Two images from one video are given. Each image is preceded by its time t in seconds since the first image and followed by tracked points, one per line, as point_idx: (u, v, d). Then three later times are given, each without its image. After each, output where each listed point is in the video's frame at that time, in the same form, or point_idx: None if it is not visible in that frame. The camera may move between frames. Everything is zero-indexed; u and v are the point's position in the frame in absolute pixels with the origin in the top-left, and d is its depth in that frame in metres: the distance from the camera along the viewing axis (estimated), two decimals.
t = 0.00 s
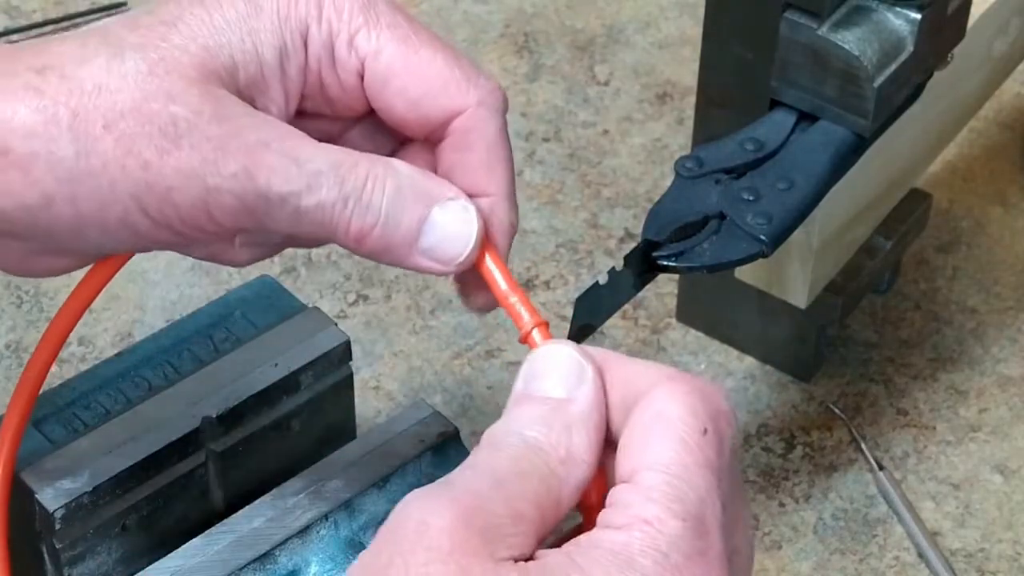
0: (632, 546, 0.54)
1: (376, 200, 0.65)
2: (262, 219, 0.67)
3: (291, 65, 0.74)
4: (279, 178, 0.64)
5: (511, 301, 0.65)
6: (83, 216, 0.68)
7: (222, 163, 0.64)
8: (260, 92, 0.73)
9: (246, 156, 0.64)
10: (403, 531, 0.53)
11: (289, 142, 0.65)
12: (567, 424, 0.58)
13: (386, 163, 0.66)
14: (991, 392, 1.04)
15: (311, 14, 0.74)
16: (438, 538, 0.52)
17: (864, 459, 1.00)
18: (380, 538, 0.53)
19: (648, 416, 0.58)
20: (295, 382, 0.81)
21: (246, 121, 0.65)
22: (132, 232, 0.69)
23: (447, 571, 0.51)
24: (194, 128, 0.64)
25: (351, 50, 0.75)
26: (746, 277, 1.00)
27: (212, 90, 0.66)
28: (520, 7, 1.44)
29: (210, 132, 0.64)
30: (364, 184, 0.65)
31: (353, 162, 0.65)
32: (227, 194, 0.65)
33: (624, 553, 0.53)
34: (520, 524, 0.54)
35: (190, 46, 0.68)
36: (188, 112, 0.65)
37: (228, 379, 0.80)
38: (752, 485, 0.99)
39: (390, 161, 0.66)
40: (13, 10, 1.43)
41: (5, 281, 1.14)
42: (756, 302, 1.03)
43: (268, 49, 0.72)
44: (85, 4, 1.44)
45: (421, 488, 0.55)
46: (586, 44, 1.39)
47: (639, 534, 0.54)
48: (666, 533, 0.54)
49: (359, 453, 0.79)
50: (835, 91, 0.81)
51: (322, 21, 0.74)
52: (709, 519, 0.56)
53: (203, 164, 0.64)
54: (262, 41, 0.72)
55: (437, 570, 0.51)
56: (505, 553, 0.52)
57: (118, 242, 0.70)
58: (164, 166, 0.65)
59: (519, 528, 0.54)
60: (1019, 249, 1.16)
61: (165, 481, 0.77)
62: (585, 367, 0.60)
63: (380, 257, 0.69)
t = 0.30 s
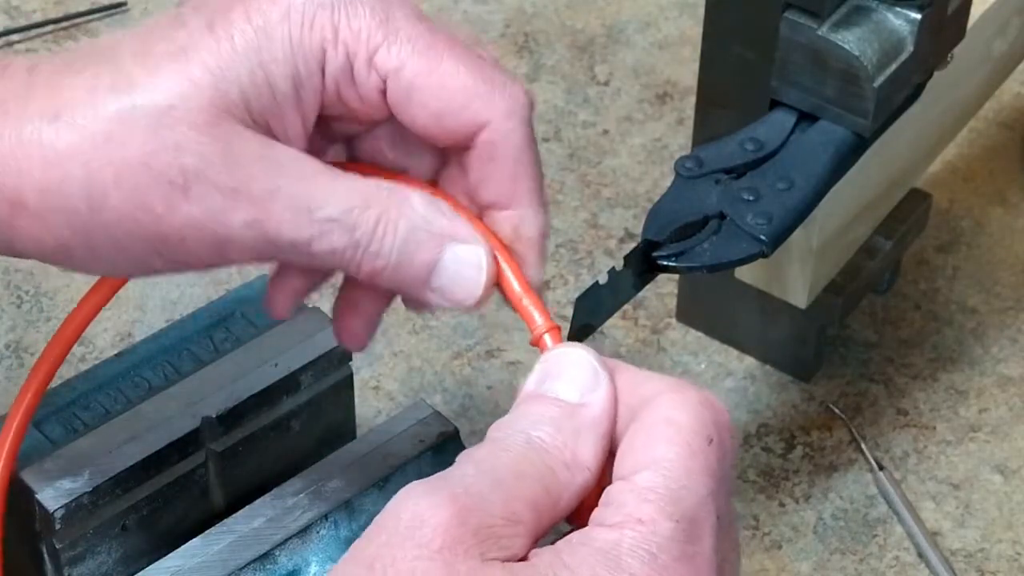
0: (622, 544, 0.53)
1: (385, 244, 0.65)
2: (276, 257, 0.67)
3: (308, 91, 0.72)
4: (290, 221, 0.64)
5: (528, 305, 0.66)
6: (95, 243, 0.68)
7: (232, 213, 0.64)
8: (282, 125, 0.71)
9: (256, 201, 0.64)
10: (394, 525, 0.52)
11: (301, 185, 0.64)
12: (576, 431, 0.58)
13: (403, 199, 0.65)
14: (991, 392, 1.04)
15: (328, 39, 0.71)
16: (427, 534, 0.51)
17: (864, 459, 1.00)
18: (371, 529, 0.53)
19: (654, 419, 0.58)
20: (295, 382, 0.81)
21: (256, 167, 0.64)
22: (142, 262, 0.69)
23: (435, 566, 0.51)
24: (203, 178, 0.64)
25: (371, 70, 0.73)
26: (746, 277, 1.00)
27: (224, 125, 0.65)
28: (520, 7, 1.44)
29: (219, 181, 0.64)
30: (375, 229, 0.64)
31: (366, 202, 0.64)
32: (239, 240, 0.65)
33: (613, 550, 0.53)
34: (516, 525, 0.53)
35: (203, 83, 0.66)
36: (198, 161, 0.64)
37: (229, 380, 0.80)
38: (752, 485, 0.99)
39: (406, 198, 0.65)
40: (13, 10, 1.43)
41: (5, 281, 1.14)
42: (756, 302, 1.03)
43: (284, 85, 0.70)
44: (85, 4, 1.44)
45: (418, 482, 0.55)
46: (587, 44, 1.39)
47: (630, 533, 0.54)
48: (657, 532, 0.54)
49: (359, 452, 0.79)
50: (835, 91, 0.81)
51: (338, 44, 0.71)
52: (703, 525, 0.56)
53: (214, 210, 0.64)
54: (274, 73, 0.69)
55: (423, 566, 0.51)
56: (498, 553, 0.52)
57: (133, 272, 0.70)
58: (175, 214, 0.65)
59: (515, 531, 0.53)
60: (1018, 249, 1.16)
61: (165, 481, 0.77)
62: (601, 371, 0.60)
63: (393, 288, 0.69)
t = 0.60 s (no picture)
0: (614, 547, 0.53)
1: (414, 251, 0.65)
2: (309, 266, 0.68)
3: (326, 106, 0.67)
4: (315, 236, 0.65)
5: (545, 304, 0.66)
6: (117, 255, 0.69)
7: (257, 232, 0.65)
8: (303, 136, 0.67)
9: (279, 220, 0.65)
10: (392, 530, 0.51)
11: (323, 203, 0.64)
12: (581, 439, 0.57)
13: (432, 207, 0.64)
14: (991, 392, 1.04)
15: (337, 58, 0.65)
16: (425, 541, 0.51)
17: (864, 459, 1.00)
18: (369, 534, 0.52)
19: (654, 423, 0.58)
20: (295, 382, 0.81)
21: (278, 186, 0.64)
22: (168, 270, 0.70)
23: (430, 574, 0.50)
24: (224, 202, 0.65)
25: (383, 91, 0.66)
26: (746, 277, 1.00)
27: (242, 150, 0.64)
28: (519, 8, 1.44)
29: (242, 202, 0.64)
30: (404, 239, 0.64)
31: (387, 212, 0.64)
32: (264, 257, 0.67)
33: (605, 554, 0.52)
34: (514, 533, 0.53)
35: (222, 108, 0.64)
36: (218, 187, 0.64)
37: (227, 381, 0.80)
38: (752, 485, 0.99)
39: (433, 203, 0.64)
40: (13, 10, 1.43)
41: (4, 281, 1.13)
42: (756, 302, 1.03)
43: (298, 95, 0.65)
44: (85, 4, 1.44)
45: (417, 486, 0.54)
46: (587, 44, 1.39)
47: (622, 536, 0.53)
48: (650, 536, 0.53)
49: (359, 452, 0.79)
50: (835, 91, 0.81)
51: (348, 65, 0.65)
52: (698, 530, 0.55)
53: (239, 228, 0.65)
54: (286, 85, 0.65)
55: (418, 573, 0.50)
56: (495, 560, 0.51)
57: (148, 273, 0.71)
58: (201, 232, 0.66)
59: (513, 538, 0.53)
60: (1019, 249, 1.16)
61: (165, 481, 0.77)
62: (609, 378, 0.60)
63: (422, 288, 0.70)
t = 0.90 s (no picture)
0: (606, 546, 0.52)
1: (431, 287, 0.63)
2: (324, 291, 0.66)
3: (346, 145, 0.60)
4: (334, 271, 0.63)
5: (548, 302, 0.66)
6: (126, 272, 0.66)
7: (272, 267, 0.64)
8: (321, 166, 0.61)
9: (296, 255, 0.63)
10: (385, 531, 0.52)
11: (340, 239, 0.62)
12: (579, 439, 0.57)
13: (450, 243, 0.62)
14: (991, 392, 1.04)
15: (356, 107, 0.57)
16: (417, 542, 0.51)
17: (864, 459, 1.00)
18: (363, 536, 0.52)
19: (651, 420, 0.58)
20: (295, 382, 0.81)
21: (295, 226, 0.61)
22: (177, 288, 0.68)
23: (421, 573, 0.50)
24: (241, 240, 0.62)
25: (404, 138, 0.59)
26: (746, 277, 1.00)
27: (261, 192, 0.60)
28: (519, 8, 1.44)
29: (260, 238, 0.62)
30: (421, 277, 0.63)
31: (406, 249, 0.62)
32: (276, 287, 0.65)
33: (596, 552, 0.52)
34: (508, 533, 0.53)
35: (240, 152, 0.58)
36: (235, 228, 0.61)
37: (226, 381, 0.80)
38: (752, 485, 0.99)
39: (454, 241, 0.62)
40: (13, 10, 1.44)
41: (5, 281, 1.14)
42: (756, 302, 1.03)
43: (314, 135, 0.59)
44: (85, 4, 1.44)
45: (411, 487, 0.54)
46: (587, 44, 1.39)
47: (614, 534, 0.53)
48: (643, 534, 0.53)
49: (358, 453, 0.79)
50: (835, 91, 0.81)
51: (368, 112, 0.58)
52: (691, 529, 0.55)
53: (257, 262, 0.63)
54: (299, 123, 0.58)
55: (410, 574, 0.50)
56: (487, 559, 0.51)
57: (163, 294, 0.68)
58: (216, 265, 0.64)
59: (507, 538, 0.53)
60: (1019, 249, 1.16)
61: (164, 481, 0.77)
62: (609, 378, 0.60)
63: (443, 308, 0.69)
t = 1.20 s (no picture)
0: (595, 547, 0.52)
1: (419, 229, 0.64)
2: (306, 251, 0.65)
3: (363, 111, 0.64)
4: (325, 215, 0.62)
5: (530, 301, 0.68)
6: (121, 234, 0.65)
7: (266, 214, 0.62)
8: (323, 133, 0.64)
9: (291, 197, 0.62)
10: (379, 541, 0.51)
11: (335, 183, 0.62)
12: (575, 450, 0.58)
13: (433, 192, 0.64)
14: (991, 392, 1.04)
15: (393, 69, 0.63)
16: (411, 551, 0.50)
17: (864, 459, 1.00)
18: (358, 545, 0.52)
19: (643, 423, 0.58)
20: (294, 382, 0.81)
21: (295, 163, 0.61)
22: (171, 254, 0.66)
23: None
24: (242, 179, 0.61)
25: (434, 104, 0.66)
26: (746, 277, 1.00)
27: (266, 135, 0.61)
28: (520, 8, 1.44)
29: (261, 179, 0.61)
30: (409, 219, 0.64)
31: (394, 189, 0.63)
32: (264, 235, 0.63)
33: (585, 553, 0.52)
34: (503, 544, 0.53)
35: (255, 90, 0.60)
36: (235, 163, 0.61)
37: (223, 382, 0.79)
38: (752, 485, 0.99)
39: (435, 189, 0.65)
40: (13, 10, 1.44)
41: (5, 281, 1.14)
42: (756, 302, 1.03)
43: (339, 95, 0.62)
44: (85, 4, 1.44)
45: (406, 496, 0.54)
46: (587, 44, 1.39)
47: (604, 536, 0.53)
48: (632, 535, 0.53)
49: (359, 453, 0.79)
50: (835, 91, 0.81)
51: (404, 73, 0.63)
52: (681, 530, 0.55)
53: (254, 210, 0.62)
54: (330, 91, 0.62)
55: None
56: (482, 566, 0.51)
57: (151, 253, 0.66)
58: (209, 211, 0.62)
59: (502, 549, 0.53)
60: (1019, 249, 1.16)
61: (164, 481, 0.77)
62: (605, 391, 0.60)
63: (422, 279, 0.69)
